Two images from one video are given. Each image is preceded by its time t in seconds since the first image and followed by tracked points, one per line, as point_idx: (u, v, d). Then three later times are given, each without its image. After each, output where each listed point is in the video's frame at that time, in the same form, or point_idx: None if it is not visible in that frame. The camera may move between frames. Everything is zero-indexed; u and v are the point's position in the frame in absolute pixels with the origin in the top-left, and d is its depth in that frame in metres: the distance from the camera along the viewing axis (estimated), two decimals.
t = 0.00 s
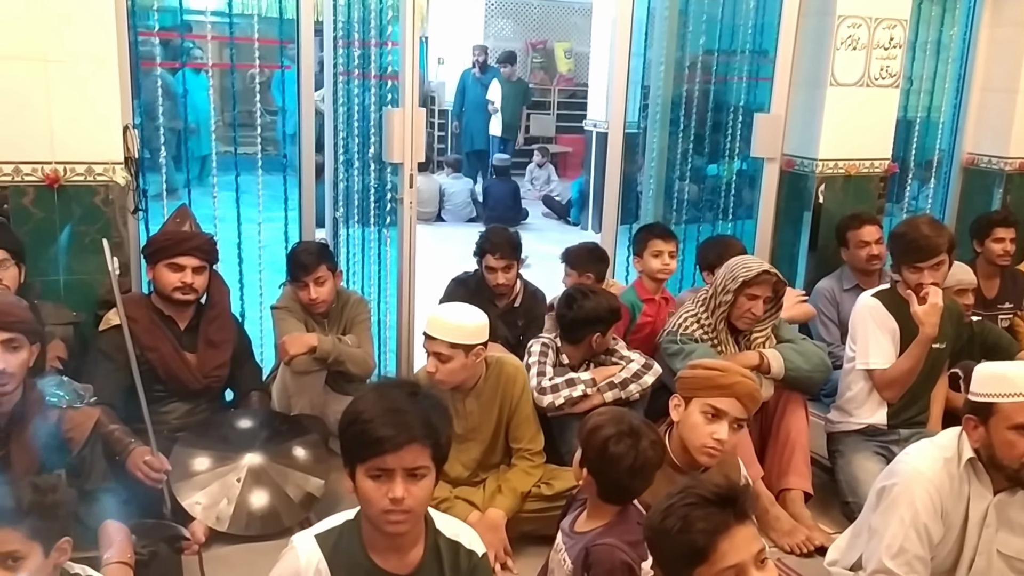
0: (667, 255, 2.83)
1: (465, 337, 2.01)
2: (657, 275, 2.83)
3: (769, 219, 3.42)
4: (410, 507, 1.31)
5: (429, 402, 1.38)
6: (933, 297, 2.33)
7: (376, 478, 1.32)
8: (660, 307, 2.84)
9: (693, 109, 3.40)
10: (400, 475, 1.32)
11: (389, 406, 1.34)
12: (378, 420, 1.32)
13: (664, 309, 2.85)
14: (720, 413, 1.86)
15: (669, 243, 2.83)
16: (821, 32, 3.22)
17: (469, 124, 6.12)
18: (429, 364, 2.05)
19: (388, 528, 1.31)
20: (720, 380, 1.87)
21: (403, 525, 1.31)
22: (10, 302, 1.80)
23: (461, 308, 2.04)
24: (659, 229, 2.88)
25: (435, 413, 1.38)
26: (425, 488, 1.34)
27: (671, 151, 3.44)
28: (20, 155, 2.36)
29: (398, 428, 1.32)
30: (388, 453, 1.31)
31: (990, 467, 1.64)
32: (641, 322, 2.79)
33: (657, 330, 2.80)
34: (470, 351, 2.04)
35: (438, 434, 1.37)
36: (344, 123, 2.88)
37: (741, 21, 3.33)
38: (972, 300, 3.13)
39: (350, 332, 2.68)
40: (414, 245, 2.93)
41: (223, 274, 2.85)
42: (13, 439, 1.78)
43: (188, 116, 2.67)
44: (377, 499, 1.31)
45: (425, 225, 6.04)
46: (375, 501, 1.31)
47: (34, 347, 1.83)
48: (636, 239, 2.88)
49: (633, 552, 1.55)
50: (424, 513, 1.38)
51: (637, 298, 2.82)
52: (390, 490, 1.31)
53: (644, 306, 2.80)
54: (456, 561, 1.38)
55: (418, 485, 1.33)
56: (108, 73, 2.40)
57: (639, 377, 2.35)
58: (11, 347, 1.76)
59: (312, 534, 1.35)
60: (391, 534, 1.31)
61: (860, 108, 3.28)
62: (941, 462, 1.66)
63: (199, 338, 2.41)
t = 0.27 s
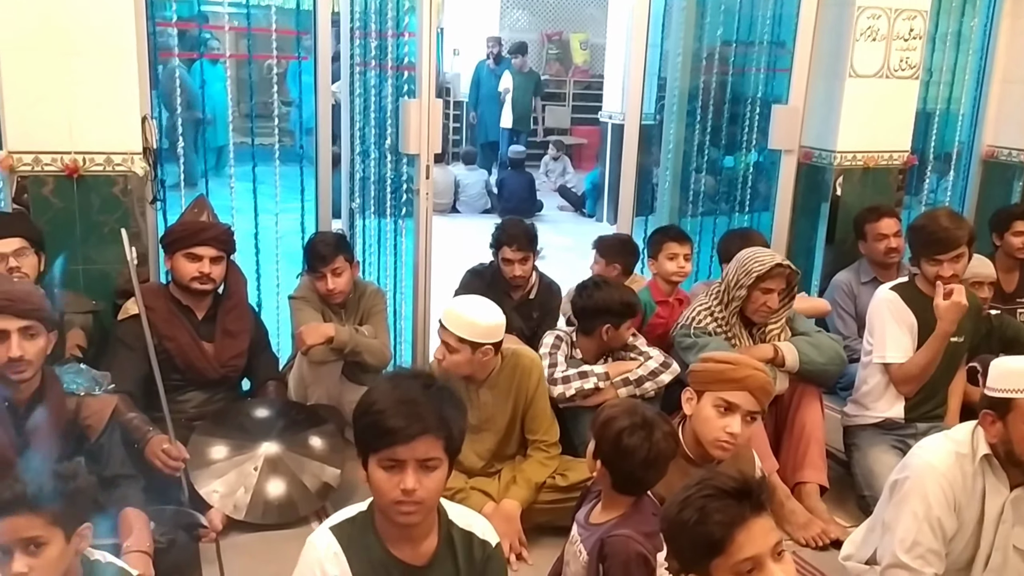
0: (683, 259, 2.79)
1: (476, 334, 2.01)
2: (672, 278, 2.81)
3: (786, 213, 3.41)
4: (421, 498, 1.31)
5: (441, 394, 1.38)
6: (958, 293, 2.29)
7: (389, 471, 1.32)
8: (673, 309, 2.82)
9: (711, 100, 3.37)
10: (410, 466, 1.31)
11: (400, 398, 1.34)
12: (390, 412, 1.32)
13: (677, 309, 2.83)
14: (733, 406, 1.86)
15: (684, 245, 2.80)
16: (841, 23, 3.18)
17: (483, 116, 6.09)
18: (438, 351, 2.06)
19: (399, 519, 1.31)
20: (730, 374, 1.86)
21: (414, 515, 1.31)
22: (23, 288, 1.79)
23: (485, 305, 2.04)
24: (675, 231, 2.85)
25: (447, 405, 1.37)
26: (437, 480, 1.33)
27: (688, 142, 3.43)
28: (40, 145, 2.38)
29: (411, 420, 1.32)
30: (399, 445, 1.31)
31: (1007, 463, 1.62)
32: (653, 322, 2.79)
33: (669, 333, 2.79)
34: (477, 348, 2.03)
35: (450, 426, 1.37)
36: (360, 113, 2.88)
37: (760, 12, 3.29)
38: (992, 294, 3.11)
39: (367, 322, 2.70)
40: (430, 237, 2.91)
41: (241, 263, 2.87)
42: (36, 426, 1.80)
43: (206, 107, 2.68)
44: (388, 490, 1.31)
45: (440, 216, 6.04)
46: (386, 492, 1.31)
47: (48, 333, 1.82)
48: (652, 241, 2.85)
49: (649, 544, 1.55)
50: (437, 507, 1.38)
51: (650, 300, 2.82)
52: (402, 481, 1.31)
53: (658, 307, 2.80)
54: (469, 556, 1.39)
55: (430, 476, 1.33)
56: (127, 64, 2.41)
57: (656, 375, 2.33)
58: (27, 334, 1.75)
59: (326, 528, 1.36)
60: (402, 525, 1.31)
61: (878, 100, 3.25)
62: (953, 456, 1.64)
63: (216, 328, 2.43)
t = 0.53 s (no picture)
0: (696, 243, 2.76)
1: (493, 314, 2.01)
2: (683, 263, 2.78)
3: (808, 194, 3.37)
4: (451, 486, 1.32)
5: (454, 376, 1.38)
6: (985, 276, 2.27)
7: (411, 460, 1.32)
8: (685, 292, 2.78)
9: (732, 83, 3.34)
10: (436, 453, 1.32)
11: (418, 385, 1.34)
12: (407, 400, 1.32)
13: (688, 293, 2.79)
14: (758, 389, 1.85)
15: (698, 231, 2.76)
16: (866, 4, 3.15)
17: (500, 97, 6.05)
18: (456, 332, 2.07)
19: (430, 507, 1.31)
20: (756, 356, 1.86)
21: (446, 503, 1.31)
22: (40, 267, 1.81)
23: (504, 286, 2.04)
24: (689, 215, 2.80)
25: (461, 387, 1.38)
26: (462, 467, 1.34)
27: (709, 125, 3.38)
28: (64, 126, 2.40)
29: (430, 406, 1.32)
30: (423, 432, 1.31)
31: None
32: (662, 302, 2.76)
33: (679, 315, 2.75)
34: (495, 329, 2.03)
35: (467, 409, 1.37)
36: (379, 95, 2.87)
37: None
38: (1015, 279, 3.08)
39: (388, 304, 2.70)
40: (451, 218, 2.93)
41: (262, 243, 2.89)
42: (55, 404, 1.81)
43: (227, 87, 2.68)
44: (417, 481, 1.31)
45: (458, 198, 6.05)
46: (415, 484, 1.31)
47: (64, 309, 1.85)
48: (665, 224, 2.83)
49: (670, 524, 1.56)
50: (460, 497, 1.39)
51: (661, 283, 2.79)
52: (430, 470, 1.31)
53: (666, 290, 2.76)
54: (493, 550, 1.40)
55: (456, 461, 1.33)
56: (148, 45, 2.42)
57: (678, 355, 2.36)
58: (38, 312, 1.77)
59: (350, 518, 1.37)
60: (432, 513, 1.32)
61: (902, 82, 3.22)
62: (966, 440, 1.63)
63: (238, 308, 2.44)
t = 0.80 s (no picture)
0: (721, 225, 2.74)
1: (535, 301, 2.01)
2: (709, 244, 2.76)
3: (849, 179, 3.34)
4: (487, 484, 1.31)
5: (494, 373, 1.38)
6: None
7: (448, 457, 1.32)
8: (711, 271, 2.77)
9: (772, 70, 3.28)
10: (472, 451, 1.32)
11: (455, 380, 1.34)
12: (446, 397, 1.32)
13: (715, 271, 2.78)
14: (804, 376, 1.85)
15: (723, 213, 2.73)
16: None
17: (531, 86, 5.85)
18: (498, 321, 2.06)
19: (466, 506, 1.31)
20: (803, 345, 1.85)
21: (480, 502, 1.31)
22: (82, 253, 1.84)
23: (536, 271, 2.05)
24: (716, 196, 2.77)
25: (500, 384, 1.38)
26: (500, 464, 1.34)
27: (748, 113, 3.32)
28: (109, 112, 2.43)
29: (467, 403, 1.31)
30: (459, 429, 1.31)
31: None
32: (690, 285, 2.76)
33: (707, 294, 2.75)
34: (538, 316, 2.04)
35: (505, 407, 1.36)
36: (417, 81, 2.86)
37: None
38: None
39: (424, 290, 2.72)
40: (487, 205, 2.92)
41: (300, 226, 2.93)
42: (98, 386, 1.84)
43: (268, 73, 2.71)
44: (452, 478, 1.31)
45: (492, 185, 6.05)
46: (451, 480, 1.31)
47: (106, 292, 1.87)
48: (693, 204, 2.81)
49: (709, 512, 1.56)
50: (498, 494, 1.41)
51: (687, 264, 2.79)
52: (464, 468, 1.31)
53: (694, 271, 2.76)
54: (530, 546, 1.40)
55: (493, 460, 1.33)
56: (190, 31, 2.44)
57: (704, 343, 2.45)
58: (80, 294, 1.80)
59: (388, 506, 1.39)
60: (467, 511, 1.32)
61: (946, 69, 3.17)
62: (1008, 431, 1.60)
63: (278, 293, 2.46)
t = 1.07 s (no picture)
0: (758, 217, 2.67)
1: (587, 297, 2.02)
2: (746, 235, 2.68)
3: (903, 179, 3.31)
4: (533, 477, 1.32)
5: (542, 368, 1.39)
6: None
7: (495, 449, 1.33)
8: (752, 261, 2.72)
9: (825, 64, 3.23)
10: (519, 445, 1.33)
11: (502, 373, 1.35)
12: (493, 388, 1.33)
13: (756, 261, 2.73)
14: (854, 374, 1.83)
15: (761, 204, 2.67)
16: None
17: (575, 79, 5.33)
18: (549, 317, 2.06)
19: (512, 499, 1.32)
20: (855, 342, 1.82)
21: (527, 495, 1.32)
22: (153, 242, 1.89)
23: (581, 266, 2.05)
24: (754, 186, 2.71)
25: (547, 380, 1.38)
26: (546, 457, 1.35)
27: (800, 106, 3.28)
28: (166, 105, 2.48)
29: (515, 397, 1.32)
30: (505, 422, 1.32)
31: None
32: (732, 277, 2.71)
33: (749, 285, 2.72)
34: (590, 311, 2.04)
35: (553, 402, 1.36)
36: (467, 75, 2.86)
37: None
38: None
39: (469, 281, 2.73)
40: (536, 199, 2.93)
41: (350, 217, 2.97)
42: (160, 372, 1.89)
43: (319, 66, 2.73)
44: (500, 471, 1.32)
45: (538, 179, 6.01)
46: (498, 473, 1.32)
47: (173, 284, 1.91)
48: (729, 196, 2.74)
49: (759, 511, 1.54)
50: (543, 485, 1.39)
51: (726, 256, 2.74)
52: (511, 461, 1.32)
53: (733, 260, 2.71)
54: (572, 539, 1.38)
55: (539, 454, 1.34)
56: (245, 26, 2.47)
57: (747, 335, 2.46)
58: (150, 284, 1.84)
59: (432, 497, 1.38)
60: (514, 505, 1.33)
61: (1006, 63, 3.09)
62: None
63: (328, 284, 2.49)
